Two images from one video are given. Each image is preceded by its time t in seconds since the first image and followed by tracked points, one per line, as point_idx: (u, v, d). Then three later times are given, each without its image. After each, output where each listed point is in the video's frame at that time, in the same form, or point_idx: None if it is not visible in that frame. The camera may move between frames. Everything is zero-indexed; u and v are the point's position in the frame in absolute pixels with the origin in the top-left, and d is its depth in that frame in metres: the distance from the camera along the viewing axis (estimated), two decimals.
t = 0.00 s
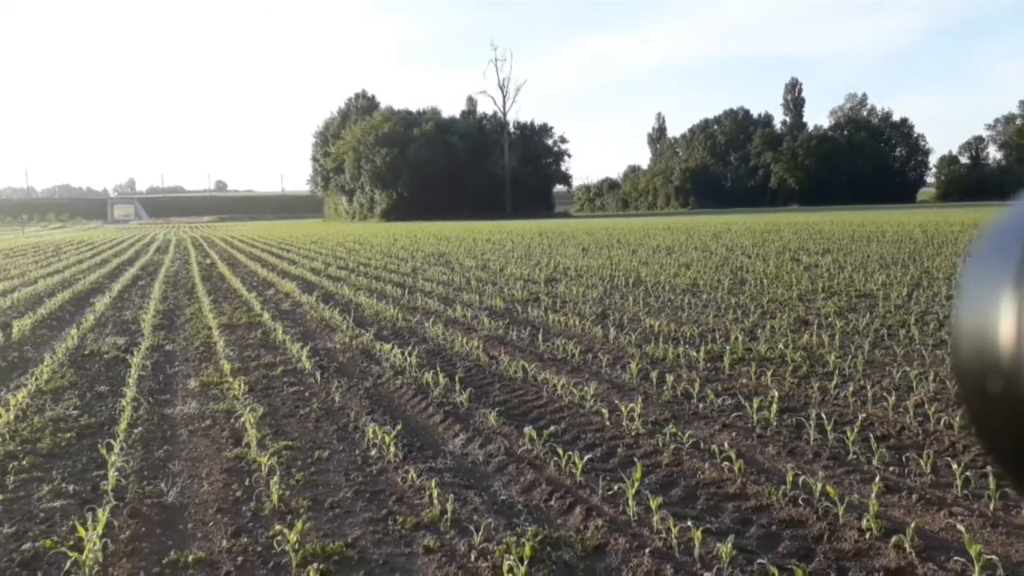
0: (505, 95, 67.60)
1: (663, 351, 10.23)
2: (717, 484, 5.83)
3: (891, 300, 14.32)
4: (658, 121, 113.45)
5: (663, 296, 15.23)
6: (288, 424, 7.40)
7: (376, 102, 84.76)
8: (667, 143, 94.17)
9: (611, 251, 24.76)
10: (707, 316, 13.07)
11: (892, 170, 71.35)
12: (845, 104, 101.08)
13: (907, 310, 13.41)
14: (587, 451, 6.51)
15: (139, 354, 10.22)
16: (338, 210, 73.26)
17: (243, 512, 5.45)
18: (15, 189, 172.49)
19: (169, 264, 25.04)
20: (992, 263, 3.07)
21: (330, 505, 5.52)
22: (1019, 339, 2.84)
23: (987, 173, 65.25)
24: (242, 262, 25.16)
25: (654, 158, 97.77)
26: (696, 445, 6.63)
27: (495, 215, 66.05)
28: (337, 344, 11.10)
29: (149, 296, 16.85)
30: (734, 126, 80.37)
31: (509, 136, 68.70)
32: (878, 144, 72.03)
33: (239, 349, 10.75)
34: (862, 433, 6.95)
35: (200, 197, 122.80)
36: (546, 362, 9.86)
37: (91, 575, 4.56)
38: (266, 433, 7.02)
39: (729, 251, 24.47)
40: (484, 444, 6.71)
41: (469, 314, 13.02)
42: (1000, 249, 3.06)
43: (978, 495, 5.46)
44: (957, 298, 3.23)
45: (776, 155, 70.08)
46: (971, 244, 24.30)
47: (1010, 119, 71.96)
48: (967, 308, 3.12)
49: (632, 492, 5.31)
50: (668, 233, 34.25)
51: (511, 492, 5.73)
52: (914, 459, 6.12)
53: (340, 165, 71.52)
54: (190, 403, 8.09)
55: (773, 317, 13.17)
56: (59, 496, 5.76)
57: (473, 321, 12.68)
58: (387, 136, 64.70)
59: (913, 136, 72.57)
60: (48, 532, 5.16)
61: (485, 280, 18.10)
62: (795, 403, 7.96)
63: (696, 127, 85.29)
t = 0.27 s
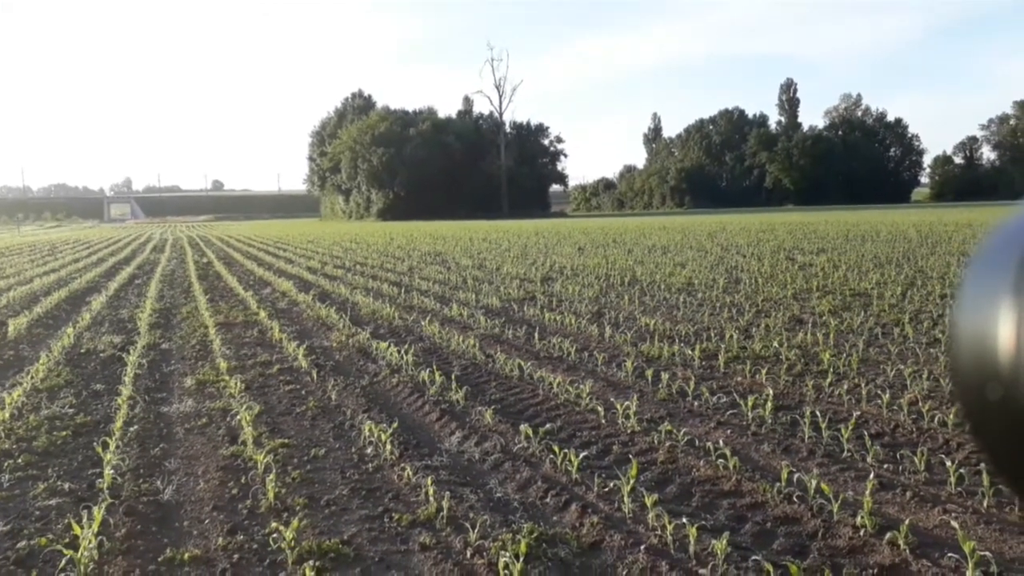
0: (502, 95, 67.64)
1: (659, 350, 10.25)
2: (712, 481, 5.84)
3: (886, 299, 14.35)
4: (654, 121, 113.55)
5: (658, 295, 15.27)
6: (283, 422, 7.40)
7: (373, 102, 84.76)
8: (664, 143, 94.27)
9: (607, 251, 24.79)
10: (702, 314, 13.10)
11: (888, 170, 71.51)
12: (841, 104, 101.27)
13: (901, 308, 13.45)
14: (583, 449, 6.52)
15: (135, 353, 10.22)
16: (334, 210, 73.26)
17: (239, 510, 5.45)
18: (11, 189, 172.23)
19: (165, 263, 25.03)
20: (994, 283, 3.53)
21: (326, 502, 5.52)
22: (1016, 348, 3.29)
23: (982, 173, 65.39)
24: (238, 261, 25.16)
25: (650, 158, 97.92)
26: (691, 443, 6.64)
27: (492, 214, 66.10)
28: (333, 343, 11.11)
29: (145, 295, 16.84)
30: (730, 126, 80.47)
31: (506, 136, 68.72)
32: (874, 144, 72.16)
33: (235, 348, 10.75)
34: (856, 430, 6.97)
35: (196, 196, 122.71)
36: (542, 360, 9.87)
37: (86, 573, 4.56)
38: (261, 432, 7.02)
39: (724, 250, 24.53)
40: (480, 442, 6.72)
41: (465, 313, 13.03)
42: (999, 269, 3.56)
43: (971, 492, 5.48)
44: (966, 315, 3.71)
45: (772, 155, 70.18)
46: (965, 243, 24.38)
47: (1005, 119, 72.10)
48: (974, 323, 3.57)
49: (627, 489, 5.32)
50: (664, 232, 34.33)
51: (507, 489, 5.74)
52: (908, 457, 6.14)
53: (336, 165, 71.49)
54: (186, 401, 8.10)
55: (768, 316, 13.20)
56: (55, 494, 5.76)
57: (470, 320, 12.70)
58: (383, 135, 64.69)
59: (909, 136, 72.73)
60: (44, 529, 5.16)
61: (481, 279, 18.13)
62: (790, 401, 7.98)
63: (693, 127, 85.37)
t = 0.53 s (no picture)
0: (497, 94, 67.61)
1: (655, 350, 10.24)
2: (709, 482, 5.83)
3: (882, 299, 14.36)
4: (650, 122, 113.68)
5: (655, 295, 15.28)
6: (279, 423, 7.37)
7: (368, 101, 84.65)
8: (659, 142, 94.33)
9: (603, 251, 24.77)
10: (699, 314, 13.10)
11: (882, 170, 71.71)
12: (835, 104, 101.51)
13: (897, 308, 13.46)
14: (579, 449, 6.51)
15: (129, 353, 10.17)
16: (329, 209, 73.12)
17: (234, 511, 5.42)
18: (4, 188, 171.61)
19: (160, 262, 24.97)
20: (990, 274, 3.51)
21: (321, 504, 5.50)
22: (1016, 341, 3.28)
23: (976, 173, 65.56)
24: (233, 261, 25.10)
25: (645, 157, 97.98)
26: (688, 444, 6.63)
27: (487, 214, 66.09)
28: (328, 343, 11.08)
29: (139, 294, 16.78)
30: (725, 125, 80.55)
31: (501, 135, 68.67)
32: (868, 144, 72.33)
33: (230, 348, 10.71)
34: (853, 431, 6.97)
35: (192, 195, 122.45)
36: (538, 360, 9.86)
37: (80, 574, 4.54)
38: (257, 433, 6.99)
39: (720, 250, 24.56)
40: (476, 442, 6.70)
41: (461, 313, 13.01)
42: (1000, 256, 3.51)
43: (968, 492, 5.49)
44: (962, 305, 3.68)
45: (767, 154, 70.28)
46: (960, 243, 24.43)
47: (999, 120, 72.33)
48: (971, 315, 3.55)
49: (624, 490, 5.31)
50: (660, 232, 34.37)
51: (503, 490, 5.72)
52: (905, 457, 6.14)
53: (331, 164, 71.39)
54: (180, 402, 8.06)
55: (764, 315, 13.20)
56: (48, 495, 5.73)
57: (466, 320, 12.68)
58: (379, 135, 64.60)
59: (903, 135, 72.93)
60: (37, 531, 5.12)
61: (477, 279, 18.11)
62: (787, 401, 7.98)
63: (688, 126, 85.43)
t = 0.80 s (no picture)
0: (494, 94, 67.60)
1: (652, 350, 10.25)
2: (706, 481, 5.84)
3: (879, 299, 14.37)
4: (647, 122, 113.76)
5: (652, 295, 15.28)
6: (276, 423, 7.36)
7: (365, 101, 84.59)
8: (656, 142, 94.36)
9: (600, 250, 24.77)
10: (696, 314, 13.10)
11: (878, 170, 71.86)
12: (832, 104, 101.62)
13: (894, 308, 13.47)
14: (577, 449, 6.51)
15: (125, 353, 10.16)
16: (326, 208, 73.02)
17: (231, 512, 5.42)
18: None
19: (156, 262, 24.93)
20: (988, 275, 3.53)
21: (318, 504, 5.49)
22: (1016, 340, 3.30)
23: (972, 173, 65.67)
24: (230, 260, 25.06)
25: (642, 157, 98.00)
26: (685, 444, 6.64)
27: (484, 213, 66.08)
28: (325, 342, 11.07)
29: (135, 294, 16.75)
30: (721, 125, 80.60)
31: (498, 135, 68.64)
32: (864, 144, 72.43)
33: (227, 348, 10.70)
34: (850, 430, 6.98)
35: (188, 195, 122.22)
36: (536, 360, 9.86)
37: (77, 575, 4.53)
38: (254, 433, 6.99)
39: (717, 249, 24.57)
40: (474, 442, 6.71)
41: (458, 313, 13.00)
42: (994, 256, 3.55)
43: (964, 491, 5.50)
44: (962, 306, 3.70)
45: (763, 154, 70.35)
46: (957, 242, 24.47)
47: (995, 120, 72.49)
48: (970, 316, 3.57)
49: (622, 490, 5.32)
50: (656, 231, 34.36)
51: (500, 490, 5.72)
52: (901, 457, 6.16)
53: (328, 163, 71.31)
54: (177, 402, 8.05)
55: (761, 315, 13.20)
56: (44, 496, 5.71)
57: (463, 320, 12.67)
58: (376, 134, 64.50)
59: (899, 135, 73.10)
60: (33, 532, 5.11)
61: (474, 278, 18.10)
62: (783, 401, 7.99)
63: (685, 126, 85.46)
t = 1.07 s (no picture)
0: (491, 92, 67.53)
1: (649, 348, 10.24)
2: (703, 479, 5.85)
3: (875, 298, 14.38)
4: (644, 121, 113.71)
5: (648, 293, 15.27)
6: (272, 421, 7.35)
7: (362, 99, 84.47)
8: (653, 141, 94.34)
9: (597, 249, 24.76)
10: (692, 313, 13.10)
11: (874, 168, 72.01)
12: (828, 103, 101.64)
13: (890, 306, 13.48)
14: (574, 447, 6.52)
15: (121, 352, 10.12)
16: (323, 207, 72.91)
17: (227, 510, 5.41)
18: None
19: (152, 261, 24.85)
20: (993, 275, 3.47)
21: (315, 502, 5.49)
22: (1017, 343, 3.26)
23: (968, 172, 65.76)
24: (226, 259, 24.99)
25: (639, 156, 97.94)
26: (682, 441, 6.64)
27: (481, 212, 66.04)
28: (322, 341, 11.06)
29: (131, 293, 16.71)
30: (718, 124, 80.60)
31: (495, 133, 68.57)
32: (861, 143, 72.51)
33: (223, 347, 10.67)
34: (846, 428, 7.00)
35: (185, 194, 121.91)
36: (533, 359, 9.86)
37: (72, 574, 4.52)
38: (249, 431, 6.97)
39: (714, 248, 24.58)
40: (470, 441, 6.71)
41: (455, 312, 12.98)
42: (998, 257, 3.49)
43: (960, 489, 5.51)
44: (966, 306, 3.65)
45: (760, 153, 70.38)
46: (953, 241, 24.49)
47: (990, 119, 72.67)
48: (973, 316, 3.53)
49: (618, 488, 5.32)
50: (653, 230, 34.33)
51: (497, 488, 5.72)
52: (897, 454, 6.17)
53: (324, 162, 71.19)
54: (173, 400, 8.03)
55: (757, 314, 13.20)
56: (40, 494, 5.70)
57: (459, 318, 12.66)
58: (373, 133, 64.31)
59: (895, 134, 73.28)
60: (29, 530, 5.10)
61: (471, 277, 18.07)
62: (780, 399, 8.00)
63: (682, 125, 85.44)
